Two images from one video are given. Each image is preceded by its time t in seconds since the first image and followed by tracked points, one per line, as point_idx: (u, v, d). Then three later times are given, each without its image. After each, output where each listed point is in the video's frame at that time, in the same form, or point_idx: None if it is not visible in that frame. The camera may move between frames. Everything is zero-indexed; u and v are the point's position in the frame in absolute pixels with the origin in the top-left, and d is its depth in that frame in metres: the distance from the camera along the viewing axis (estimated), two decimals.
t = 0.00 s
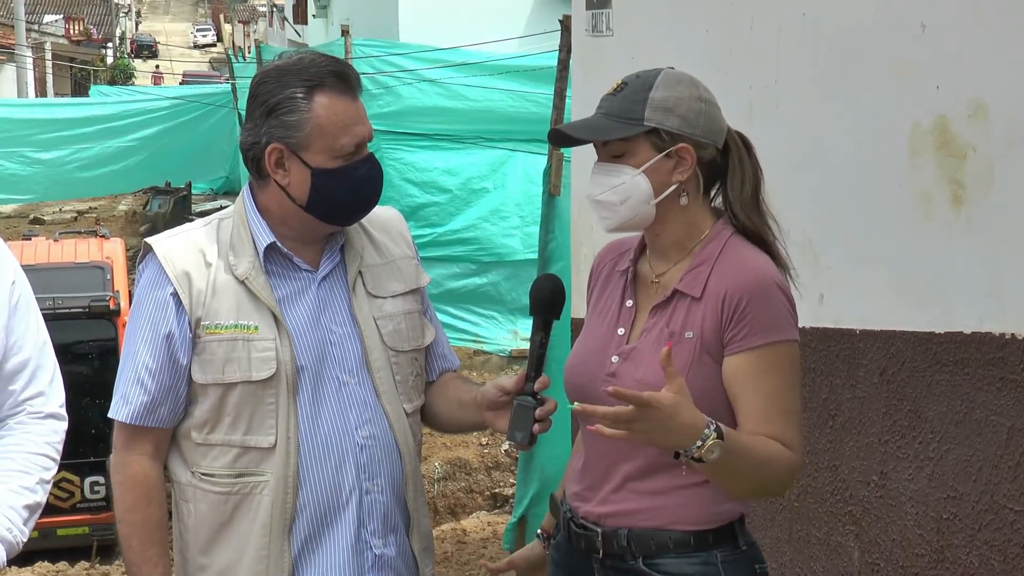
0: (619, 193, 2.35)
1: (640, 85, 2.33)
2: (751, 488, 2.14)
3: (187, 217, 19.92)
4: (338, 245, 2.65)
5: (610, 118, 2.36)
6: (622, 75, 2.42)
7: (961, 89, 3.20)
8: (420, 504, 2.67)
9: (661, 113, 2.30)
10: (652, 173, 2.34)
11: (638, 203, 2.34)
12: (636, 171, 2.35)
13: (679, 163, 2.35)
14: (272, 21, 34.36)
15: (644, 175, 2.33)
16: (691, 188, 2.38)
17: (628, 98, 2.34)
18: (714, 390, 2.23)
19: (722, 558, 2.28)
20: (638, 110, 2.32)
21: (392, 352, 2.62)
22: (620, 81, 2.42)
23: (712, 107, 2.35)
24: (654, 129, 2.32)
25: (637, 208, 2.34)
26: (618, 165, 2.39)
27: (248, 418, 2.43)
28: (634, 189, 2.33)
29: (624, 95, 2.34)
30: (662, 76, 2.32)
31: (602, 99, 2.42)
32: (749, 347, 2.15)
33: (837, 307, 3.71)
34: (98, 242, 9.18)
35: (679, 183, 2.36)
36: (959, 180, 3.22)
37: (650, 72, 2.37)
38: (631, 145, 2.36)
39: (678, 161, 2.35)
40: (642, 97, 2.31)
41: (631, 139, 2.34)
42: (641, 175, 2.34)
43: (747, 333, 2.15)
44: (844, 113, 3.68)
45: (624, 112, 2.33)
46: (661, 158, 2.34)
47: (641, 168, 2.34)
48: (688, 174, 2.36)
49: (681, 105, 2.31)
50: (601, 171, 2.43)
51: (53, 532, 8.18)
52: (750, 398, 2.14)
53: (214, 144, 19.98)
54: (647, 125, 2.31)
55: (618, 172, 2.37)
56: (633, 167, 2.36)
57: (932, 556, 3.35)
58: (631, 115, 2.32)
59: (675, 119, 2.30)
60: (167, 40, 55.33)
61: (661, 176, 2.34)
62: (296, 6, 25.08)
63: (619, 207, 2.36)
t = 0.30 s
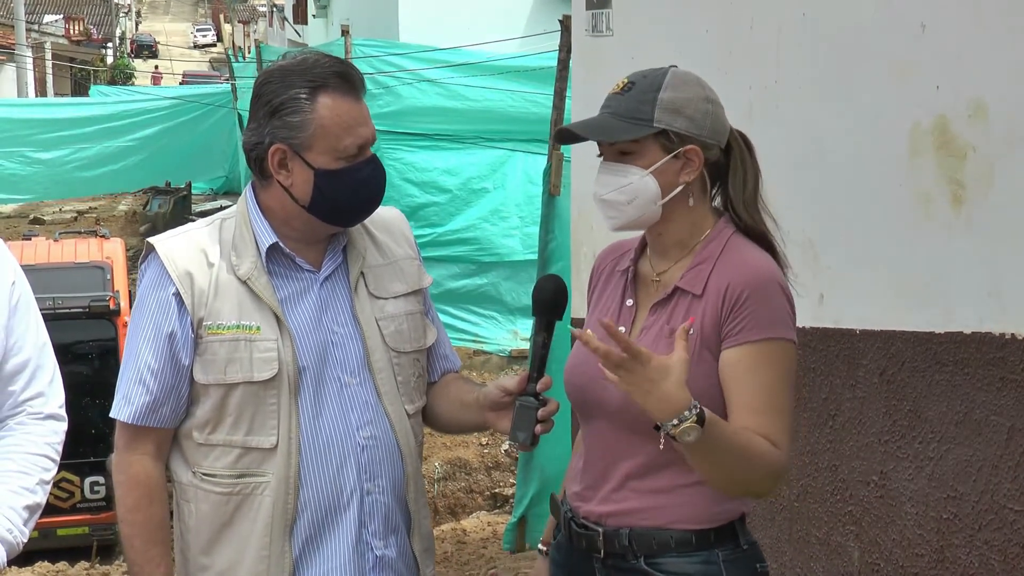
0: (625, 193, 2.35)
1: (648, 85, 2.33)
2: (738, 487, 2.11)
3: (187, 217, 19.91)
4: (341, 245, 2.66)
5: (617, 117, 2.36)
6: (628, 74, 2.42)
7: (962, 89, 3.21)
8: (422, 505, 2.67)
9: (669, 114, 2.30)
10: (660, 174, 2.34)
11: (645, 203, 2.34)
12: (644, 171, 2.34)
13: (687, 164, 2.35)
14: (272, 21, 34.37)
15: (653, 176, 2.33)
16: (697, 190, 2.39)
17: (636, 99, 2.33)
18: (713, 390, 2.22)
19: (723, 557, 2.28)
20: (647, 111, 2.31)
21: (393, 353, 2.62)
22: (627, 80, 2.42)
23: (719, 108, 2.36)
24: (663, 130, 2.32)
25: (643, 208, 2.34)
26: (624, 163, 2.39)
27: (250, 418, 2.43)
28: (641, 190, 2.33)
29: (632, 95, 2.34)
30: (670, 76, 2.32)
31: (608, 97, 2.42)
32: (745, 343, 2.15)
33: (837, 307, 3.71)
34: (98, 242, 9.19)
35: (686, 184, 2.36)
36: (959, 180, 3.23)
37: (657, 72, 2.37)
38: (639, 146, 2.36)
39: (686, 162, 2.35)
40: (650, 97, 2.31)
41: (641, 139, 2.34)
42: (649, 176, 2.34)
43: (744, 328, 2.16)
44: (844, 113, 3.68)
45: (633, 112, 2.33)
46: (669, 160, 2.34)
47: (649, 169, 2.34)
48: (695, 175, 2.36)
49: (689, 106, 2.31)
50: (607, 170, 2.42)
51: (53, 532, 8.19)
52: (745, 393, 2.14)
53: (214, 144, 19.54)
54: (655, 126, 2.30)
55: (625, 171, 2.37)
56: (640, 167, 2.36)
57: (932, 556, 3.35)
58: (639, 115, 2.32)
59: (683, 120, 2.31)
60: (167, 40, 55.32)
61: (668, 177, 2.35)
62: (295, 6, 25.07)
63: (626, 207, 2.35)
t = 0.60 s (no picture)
0: (616, 186, 2.37)
1: (648, 82, 2.34)
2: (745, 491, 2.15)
3: (186, 217, 19.91)
4: (341, 246, 2.65)
5: (617, 111, 2.37)
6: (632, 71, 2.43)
7: (962, 90, 3.20)
8: (422, 506, 2.67)
9: (665, 111, 2.30)
10: (651, 170, 2.35)
11: (634, 198, 2.36)
12: (634, 166, 2.36)
13: (679, 162, 2.35)
14: (272, 21, 34.34)
15: (642, 171, 2.35)
16: (690, 188, 2.39)
17: (635, 94, 2.34)
18: (716, 393, 2.22)
19: (722, 557, 2.28)
20: (643, 106, 2.32)
21: (393, 354, 2.62)
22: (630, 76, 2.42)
23: (720, 110, 2.34)
24: (657, 126, 2.33)
25: (633, 203, 2.36)
26: (617, 156, 2.41)
27: (250, 419, 2.43)
28: (630, 184, 2.35)
29: (632, 91, 2.35)
30: (672, 75, 2.32)
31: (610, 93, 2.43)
32: (749, 344, 2.15)
33: (837, 307, 3.71)
34: (98, 242, 9.19)
35: (678, 181, 2.37)
36: (959, 180, 3.22)
37: (660, 70, 2.37)
38: (631, 139, 2.38)
39: (678, 160, 2.35)
40: (648, 93, 2.32)
41: (634, 132, 2.35)
42: (639, 171, 2.35)
43: (745, 329, 2.16)
44: (844, 113, 3.68)
45: (631, 106, 2.34)
46: (661, 156, 2.35)
47: (640, 164, 2.36)
48: (687, 174, 2.36)
49: (686, 106, 2.30)
50: (601, 162, 2.44)
51: (53, 532, 8.19)
52: (752, 396, 2.15)
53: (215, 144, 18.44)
54: (650, 121, 2.31)
55: (617, 165, 2.39)
56: (632, 161, 2.37)
57: (932, 556, 3.35)
58: (636, 110, 2.33)
59: (679, 118, 2.30)
60: (167, 40, 55.29)
61: (659, 174, 2.35)
62: (295, 6, 25.05)
63: (615, 200, 2.38)
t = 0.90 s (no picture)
0: (613, 191, 2.36)
1: (639, 86, 2.36)
2: (744, 497, 2.18)
3: (186, 217, 19.91)
4: (341, 246, 2.65)
5: (610, 117, 2.38)
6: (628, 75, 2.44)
7: (962, 90, 3.20)
8: (421, 506, 2.67)
9: (654, 113, 2.30)
10: (644, 173, 2.34)
11: (631, 202, 2.35)
12: (628, 170, 2.35)
13: (672, 164, 2.34)
14: (272, 21, 34.35)
15: (636, 175, 2.34)
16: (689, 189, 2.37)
17: (627, 98, 2.36)
18: (720, 395, 2.23)
19: (724, 558, 2.28)
20: (633, 110, 2.34)
21: (393, 353, 2.62)
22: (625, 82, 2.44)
23: (714, 109, 2.31)
24: (646, 129, 2.33)
25: (630, 208, 2.36)
26: (612, 160, 2.39)
27: (249, 418, 2.43)
28: (624, 188, 2.34)
29: (624, 95, 2.37)
30: (662, 78, 2.33)
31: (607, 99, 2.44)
32: (757, 349, 2.15)
33: (836, 306, 3.72)
34: (98, 242, 9.19)
35: (673, 183, 2.35)
36: (959, 180, 3.22)
37: (653, 73, 2.38)
38: (624, 142, 2.37)
39: (671, 162, 2.34)
40: (638, 97, 2.33)
41: (625, 136, 2.36)
42: (632, 175, 2.34)
43: (755, 334, 2.16)
44: (843, 114, 3.68)
45: (621, 110, 2.36)
46: (653, 159, 2.34)
47: (633, 167, 2.35)
48: (682, 175, 2.34)
49: (676, 106, 2.29)
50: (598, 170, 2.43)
51: (53, 532, 8.20)
52: (759, 401, 2.15)
53: (215, 142, 18.33)
54: (639, 125, 2.32)
55: (612, 170, 2.37)
56: (626, 166, 2.36)
57: (931, 556, 3.35)
58: (625, 115, 2.35)
59: (669, 120, 2.29)
60: (167, 40, 55.31)
61: (652, 176, 2.34)
62: (295, 6, 25.05)
63: (614, 206, 2.37)
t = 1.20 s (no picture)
0: (603, 203, 2.39)
1: (617, 97, 2.36)
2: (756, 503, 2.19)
3: (186, 217, 19.91)
4: (340, 245, 2.65)
5: (593, 131, 2.40)
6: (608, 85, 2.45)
7: (962, 90, 3.20)
8: (421, 505, 2.66)
9: (635, 124, 2.30)
10: (630, 184, 2.35)
11: (621, 213, 2.37)
12: (615, 182, 2.36)
13: (657, 172, 2.34)
14: (272, 21, 34.36)
15: (622, 186, 2.35)
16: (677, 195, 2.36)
17: (606, 111, 2.37)
18: (723, 396, 2.22)
19: (724, 558, 2.28)
20: (612, 122, 2.34)
21: (393, 352, 2.61)
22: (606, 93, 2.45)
23: (696, 113, 2.30)
24: (628, 141, 2.33)
25: (622, 218, 2.38)
26: (599, 174, 2.41)
27: (249, 417, 2.43)
28: (613, 201, 2.36)
29: (604, 107, 2.38)
30: (639, 87, 2.33)
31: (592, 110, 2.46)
32: (759, 351, 2.15)
33: (837, 306, 3.72)
34: (98, 242, 9.19)
35: (660, 192, 2.35)
36: (959, 180, 3.22)
37: (632, 82, 2.38)
38: (607, 155, 2.37)
39: (656, 170, 2.33)
40: (618, 108, 2.33)
41: (609, 150, 2.36)
42: (619, 186, 2.35)
43: (756, 337, 2.15)
44: (843, 114, 3.68)
45: (602, 123, 2.37)
46: (637, 169, 2.34)
47: (619, 179, 2.36)
48: (667, 183, 2.34)
49: (656, 115, 2.29)
50: (589, 181, 2.45)
51: (53, 532, 8.20)
52: (764, 403, 2.15)
53: (215, 142, 18.24)
54: (620, 136, 2.33)
55: (601, 182, 2.39)
56: (613, 177, 2.37)
57: (931, 557, 3.35)
58: (606, 127, 2.35)
59: (649, 129, 2.30)
60: (167, 40, 55.32)
61: (638, 187, 2.35)
62: (295, 6, 25.06)
63: (606, 217, 2.41)
